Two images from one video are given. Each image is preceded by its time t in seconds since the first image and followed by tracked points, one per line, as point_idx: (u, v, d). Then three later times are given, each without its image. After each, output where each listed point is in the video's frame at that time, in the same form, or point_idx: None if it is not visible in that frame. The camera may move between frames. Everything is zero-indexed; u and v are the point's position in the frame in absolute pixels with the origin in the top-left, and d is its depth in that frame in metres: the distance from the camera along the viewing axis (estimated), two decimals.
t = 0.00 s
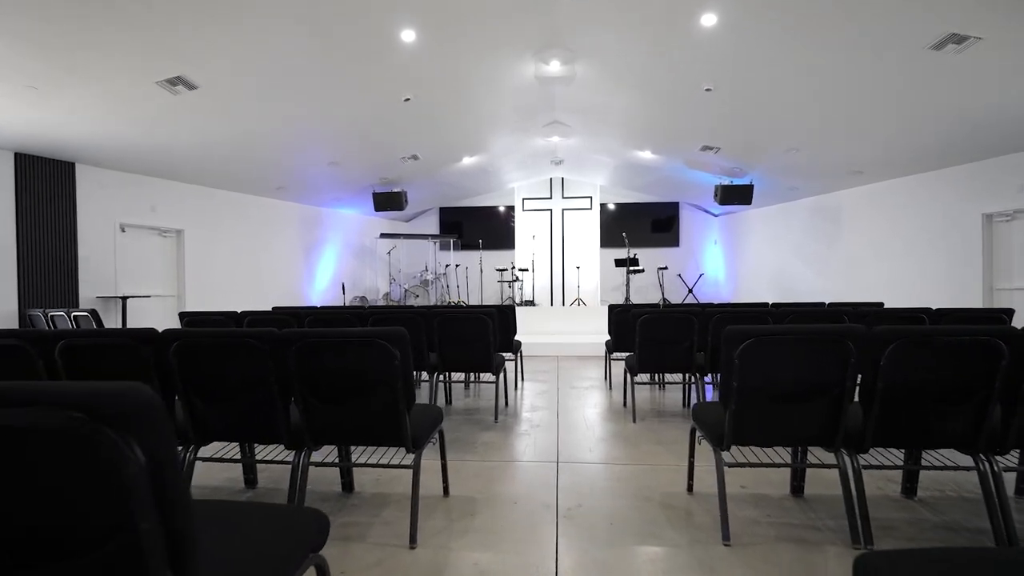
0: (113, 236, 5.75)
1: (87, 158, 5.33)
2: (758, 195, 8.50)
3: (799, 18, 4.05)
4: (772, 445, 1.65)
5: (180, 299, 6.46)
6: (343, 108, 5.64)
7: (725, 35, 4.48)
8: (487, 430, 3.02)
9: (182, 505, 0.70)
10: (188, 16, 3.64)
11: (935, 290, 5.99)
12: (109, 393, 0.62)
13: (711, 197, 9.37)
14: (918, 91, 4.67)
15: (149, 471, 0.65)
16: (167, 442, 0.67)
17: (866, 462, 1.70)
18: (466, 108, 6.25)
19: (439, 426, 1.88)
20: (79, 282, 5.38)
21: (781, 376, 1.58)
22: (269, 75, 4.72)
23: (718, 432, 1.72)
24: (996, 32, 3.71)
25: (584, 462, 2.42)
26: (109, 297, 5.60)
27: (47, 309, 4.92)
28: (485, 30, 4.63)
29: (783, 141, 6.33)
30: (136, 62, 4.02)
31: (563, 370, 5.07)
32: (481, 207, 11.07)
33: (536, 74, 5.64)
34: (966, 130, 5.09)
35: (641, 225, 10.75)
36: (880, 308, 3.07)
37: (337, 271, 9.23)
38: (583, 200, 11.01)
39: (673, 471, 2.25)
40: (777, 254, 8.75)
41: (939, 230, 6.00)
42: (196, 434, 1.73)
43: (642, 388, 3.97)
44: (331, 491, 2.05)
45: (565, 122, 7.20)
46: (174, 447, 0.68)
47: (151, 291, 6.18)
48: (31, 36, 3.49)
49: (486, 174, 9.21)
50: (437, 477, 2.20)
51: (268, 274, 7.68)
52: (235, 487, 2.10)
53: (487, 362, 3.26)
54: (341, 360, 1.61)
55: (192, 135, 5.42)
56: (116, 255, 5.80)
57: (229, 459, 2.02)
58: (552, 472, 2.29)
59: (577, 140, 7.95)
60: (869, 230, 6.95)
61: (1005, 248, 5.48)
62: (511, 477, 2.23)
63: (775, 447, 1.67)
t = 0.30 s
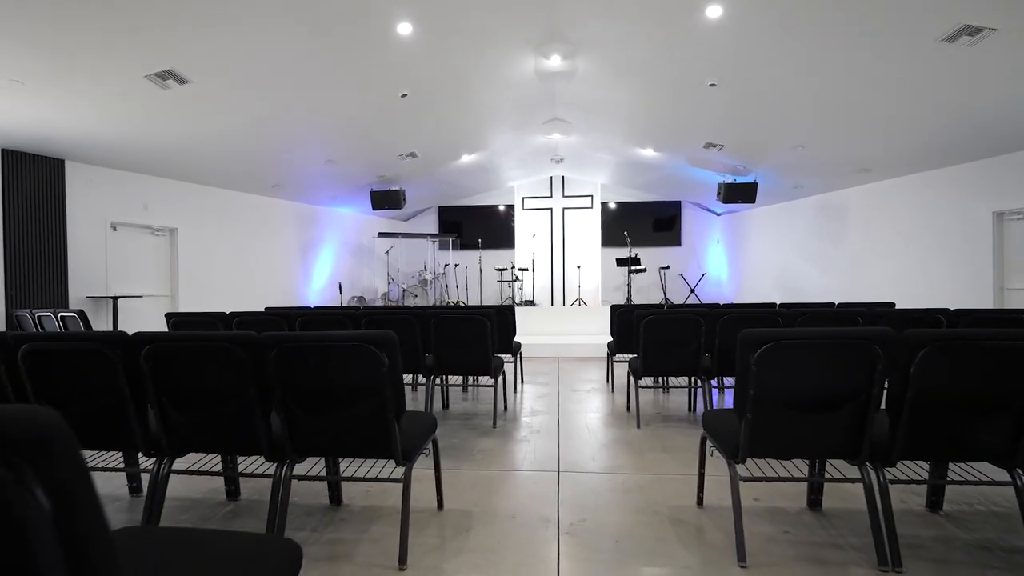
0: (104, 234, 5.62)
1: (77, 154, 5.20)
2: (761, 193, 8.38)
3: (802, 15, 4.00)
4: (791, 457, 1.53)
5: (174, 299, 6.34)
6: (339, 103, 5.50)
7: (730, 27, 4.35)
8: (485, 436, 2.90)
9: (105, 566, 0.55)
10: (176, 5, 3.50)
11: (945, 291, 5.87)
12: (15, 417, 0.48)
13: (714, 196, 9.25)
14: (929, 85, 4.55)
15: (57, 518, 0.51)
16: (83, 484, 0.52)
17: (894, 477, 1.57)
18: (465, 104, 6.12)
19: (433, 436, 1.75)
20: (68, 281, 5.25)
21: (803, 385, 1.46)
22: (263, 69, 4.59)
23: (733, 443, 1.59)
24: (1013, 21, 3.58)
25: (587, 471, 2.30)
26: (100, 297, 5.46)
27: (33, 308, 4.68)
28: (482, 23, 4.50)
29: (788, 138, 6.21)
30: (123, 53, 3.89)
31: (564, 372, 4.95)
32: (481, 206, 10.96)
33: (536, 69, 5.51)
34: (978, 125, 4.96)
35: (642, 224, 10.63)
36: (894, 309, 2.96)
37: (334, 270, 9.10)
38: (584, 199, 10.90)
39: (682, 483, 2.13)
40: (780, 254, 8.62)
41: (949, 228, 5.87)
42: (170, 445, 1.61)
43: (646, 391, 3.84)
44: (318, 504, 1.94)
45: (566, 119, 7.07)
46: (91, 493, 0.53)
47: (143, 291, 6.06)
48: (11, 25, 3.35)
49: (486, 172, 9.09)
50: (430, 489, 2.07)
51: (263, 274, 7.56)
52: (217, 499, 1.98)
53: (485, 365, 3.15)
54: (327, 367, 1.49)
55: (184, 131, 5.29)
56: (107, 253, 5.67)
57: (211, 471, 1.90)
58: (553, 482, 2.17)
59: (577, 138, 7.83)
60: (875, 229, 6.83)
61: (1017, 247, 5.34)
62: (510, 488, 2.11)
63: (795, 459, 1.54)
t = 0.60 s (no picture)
0: (94, 233, 5.50)
1: (66, 150, 5.08)
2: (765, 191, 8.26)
3: (810, 6, 3.88)
4: (812, 468, 1.42)
5: (166, 298, 6.22)
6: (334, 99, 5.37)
7: (736, 18, 4.21)
8: (482, 440, 2.78)
9: None
10: None
11: (954, 291, 5.75)
12: None
13: (716, 194, 9.13)
14: (941, 80, 4.42)
15: None
16: None
17: (921, 490, 1.45)
18: (464, 99, 5.99)
19: (423, 444, 1.63)
20: (56, 280, 5.11)
21: (825, 391, 1.34)
22: (254, 64, 4.45)
23: (747, 452, 1.47)
24: None
25: (589, 479, 2.18)
26: (90, 297, 5.34)
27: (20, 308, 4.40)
28: (480, 15, 4.36)
29: (793, 135, 6.08)
30: (109, 45, 3.75)
31: (564, 373, 4.84)
32: (480, 205, 10.84)
33: (536, 64, 5.38)
34: (990, 121, 4.83)
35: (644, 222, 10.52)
36: (907, 308, 2.85)
37: (332, 269, 8.99)
38: (584, 198, 10.80)
39: (688, 491, 2.02)
40: (784, 253, 8.51)
41: (957, 226, 5.74)
42: (140, 454, 1.49)
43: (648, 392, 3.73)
44: (303, 515, 1.82)
45: (567, 115, 6.95)
46: None
47: (135, 290, 5.94)
48: None
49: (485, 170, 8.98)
50: (422, 498, 1.96)
51: (258, 273, 7.43)
52: (196, 510, 1.86)
53: (482, 367, 3.03)
54: (308, 371, 1.37)
55: (175, 127, 5.17)
56: (98, 252, 5.55)
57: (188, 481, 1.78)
58: (554, 492, 2.05)
59: (578, 134, 7.70)
60: (882, 226, 6.71)
61: None
62: (507, 498, 1.99)
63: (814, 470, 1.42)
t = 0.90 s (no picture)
0: (83, 231, 5.36)
1: (53, 146, 4.94)
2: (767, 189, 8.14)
3: None
4: (837, 482, 1.29)
5: (158, 298, 6.09)
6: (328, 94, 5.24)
7: (742, 8, 4.06)
8: (478, 446, 2.64)
9: None
10: None
11: (963, 290, 5.59)
12: None
13: (719, 191, 8.99)
14: (954, 72, 4.27)
15: None
16: None
17: (958, 507, 1.32)
18: (461, 94, 5.85)
19: (410, 455, 1.50)
20: (43, 280, 4.97)
21: (853, 399, 1.21)
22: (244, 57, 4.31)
23: (765, 464, 1.34)
24: None
25: (591, 489, 2.05)
26: (78, 297, 5.20)
27: None
28: (477, 6, 4.22)
29: (798, 130, 5.95)
30: (92, 36, 3.60)
31: (565, 374, 4.71)
32: (479, 203, 10.72)
33: (535, 57, 5.24)
34: (1004, 115, 4.68)
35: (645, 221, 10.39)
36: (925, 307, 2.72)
37: (328, 269, 8.86)
38: (584, 196, 10.71)
39: (697, 503, 1.88)
40: (787, 252, 8.38)
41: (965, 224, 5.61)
42: (98, 466, 1.36)
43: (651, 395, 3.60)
44: (283, 530, 1.69)
45: (567, 111, 6.81)
46: None
47: (125, 290, 5.80)
48: None
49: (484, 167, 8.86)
50: (412, 511, 1.83)
51: (251, 272, 7.30)
52: (168, 525, 1.73)
53: (478, 369, 2.90)
54: (280, 375, 1.24)
55: (165, 122, 5.04)
56: (87, 250, 5.41)
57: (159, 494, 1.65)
58: (553, 503, 1.91)
59: (578, 131, 7.57)
60: (888, 224, 6.56)
61: None
62: (503, 510, 1.86)
63: (840, 484, 1.29)
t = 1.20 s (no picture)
0: (74, 228, 5.25)
1: (41, 141, 4.82)
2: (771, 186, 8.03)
3: None
4: (862, 496, 1.17)
5: (151, 297, 5.99)
6: (323, 88, 5.12)
7: None
8: (475, 451, 2.53)
9: None
10: None
11: (970, 288, 5.47)
12: None
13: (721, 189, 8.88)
14: (967, 65, 4.14)
15: None
16: None
17: (997, 526, 1.20)
18: (460, 89, 5.74)
19: (397, 466, 1.39)
20: (33, 279, 4.85)
21: (881, 406, 1.11)
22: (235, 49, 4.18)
23: (784, 476, 1.22)
24: None
25: (593, 498, 1.93)
26: (68, 296, 5.08)
27: None
28: None
29: (803, 126, 5.84)
30: (76, 26, 3.47)
31: (565, 375, 4.61)
32: (479, 202, 10.62)
33: (535, 51, 5.12)
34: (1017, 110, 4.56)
35: (646, 219, 10.29)
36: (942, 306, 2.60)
37: (325, 268, 8.76)
38: (585, 195, 10.62)
39: (705, 515, 1.77)
40: (791, 250, 8.27)
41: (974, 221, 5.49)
42: (57, 480, 1.24)
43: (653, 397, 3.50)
44: (264, 545, 1.58)
45: (567, 107, 6.70)
46: None
47: (117, 289, 5.70)
48: None
49: (483, 165, 8.75)
50: (399, 525, 1.71)
51: (247, 271, 7.19)
52: (141, 539, 1.62)
53: (475, 372, 2.79)
54: (253, 380, 1.12)
55: (157, 117, 4.92)
56: (77, 248, 5.30)
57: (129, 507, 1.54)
58: (553, 515, 1.80)
59: (578, 128, 7.46)
60: (894, 222, 6.44)
61: None
62: (497, 523, 1.74)
63: (864, 498, 1.18)
